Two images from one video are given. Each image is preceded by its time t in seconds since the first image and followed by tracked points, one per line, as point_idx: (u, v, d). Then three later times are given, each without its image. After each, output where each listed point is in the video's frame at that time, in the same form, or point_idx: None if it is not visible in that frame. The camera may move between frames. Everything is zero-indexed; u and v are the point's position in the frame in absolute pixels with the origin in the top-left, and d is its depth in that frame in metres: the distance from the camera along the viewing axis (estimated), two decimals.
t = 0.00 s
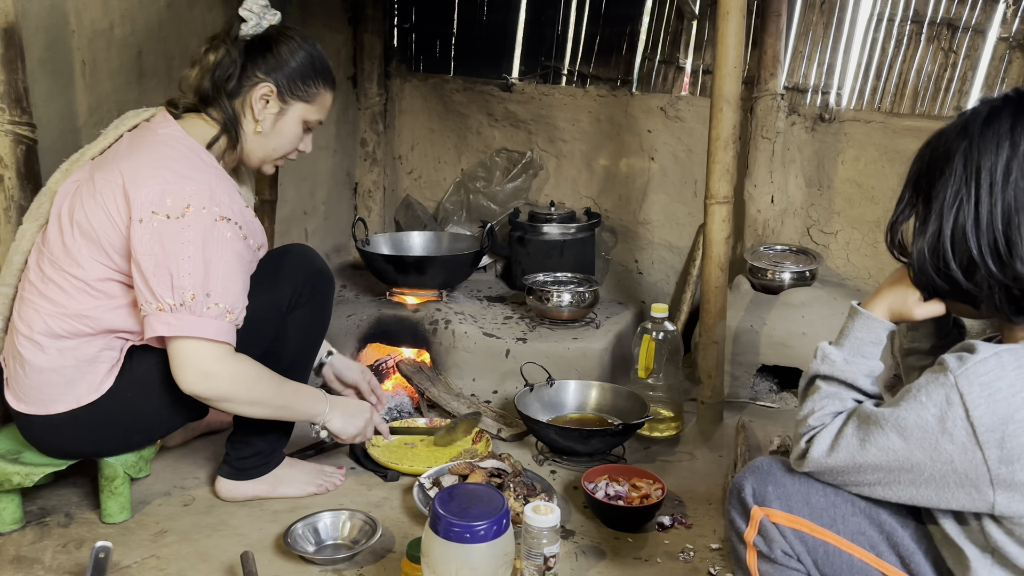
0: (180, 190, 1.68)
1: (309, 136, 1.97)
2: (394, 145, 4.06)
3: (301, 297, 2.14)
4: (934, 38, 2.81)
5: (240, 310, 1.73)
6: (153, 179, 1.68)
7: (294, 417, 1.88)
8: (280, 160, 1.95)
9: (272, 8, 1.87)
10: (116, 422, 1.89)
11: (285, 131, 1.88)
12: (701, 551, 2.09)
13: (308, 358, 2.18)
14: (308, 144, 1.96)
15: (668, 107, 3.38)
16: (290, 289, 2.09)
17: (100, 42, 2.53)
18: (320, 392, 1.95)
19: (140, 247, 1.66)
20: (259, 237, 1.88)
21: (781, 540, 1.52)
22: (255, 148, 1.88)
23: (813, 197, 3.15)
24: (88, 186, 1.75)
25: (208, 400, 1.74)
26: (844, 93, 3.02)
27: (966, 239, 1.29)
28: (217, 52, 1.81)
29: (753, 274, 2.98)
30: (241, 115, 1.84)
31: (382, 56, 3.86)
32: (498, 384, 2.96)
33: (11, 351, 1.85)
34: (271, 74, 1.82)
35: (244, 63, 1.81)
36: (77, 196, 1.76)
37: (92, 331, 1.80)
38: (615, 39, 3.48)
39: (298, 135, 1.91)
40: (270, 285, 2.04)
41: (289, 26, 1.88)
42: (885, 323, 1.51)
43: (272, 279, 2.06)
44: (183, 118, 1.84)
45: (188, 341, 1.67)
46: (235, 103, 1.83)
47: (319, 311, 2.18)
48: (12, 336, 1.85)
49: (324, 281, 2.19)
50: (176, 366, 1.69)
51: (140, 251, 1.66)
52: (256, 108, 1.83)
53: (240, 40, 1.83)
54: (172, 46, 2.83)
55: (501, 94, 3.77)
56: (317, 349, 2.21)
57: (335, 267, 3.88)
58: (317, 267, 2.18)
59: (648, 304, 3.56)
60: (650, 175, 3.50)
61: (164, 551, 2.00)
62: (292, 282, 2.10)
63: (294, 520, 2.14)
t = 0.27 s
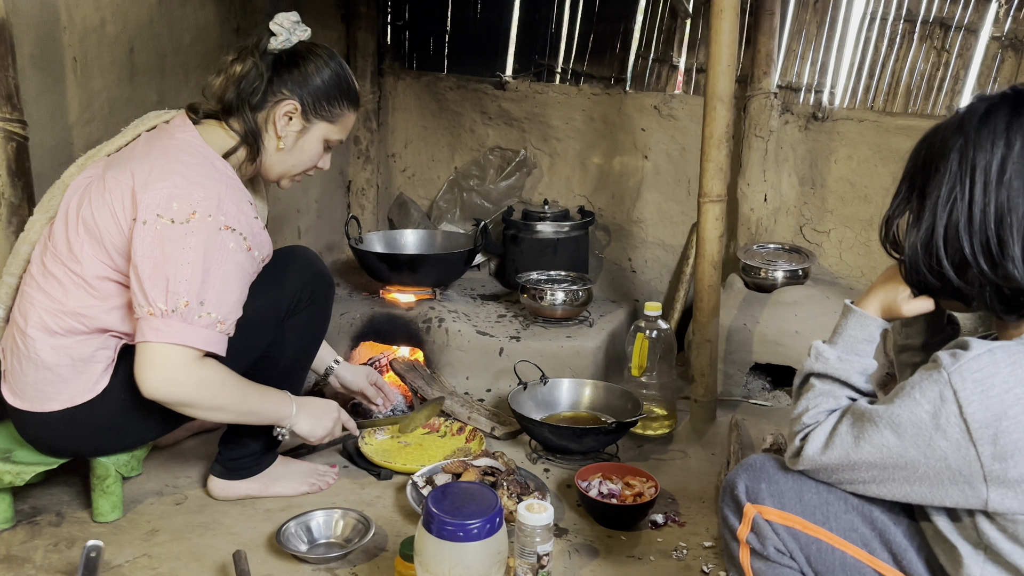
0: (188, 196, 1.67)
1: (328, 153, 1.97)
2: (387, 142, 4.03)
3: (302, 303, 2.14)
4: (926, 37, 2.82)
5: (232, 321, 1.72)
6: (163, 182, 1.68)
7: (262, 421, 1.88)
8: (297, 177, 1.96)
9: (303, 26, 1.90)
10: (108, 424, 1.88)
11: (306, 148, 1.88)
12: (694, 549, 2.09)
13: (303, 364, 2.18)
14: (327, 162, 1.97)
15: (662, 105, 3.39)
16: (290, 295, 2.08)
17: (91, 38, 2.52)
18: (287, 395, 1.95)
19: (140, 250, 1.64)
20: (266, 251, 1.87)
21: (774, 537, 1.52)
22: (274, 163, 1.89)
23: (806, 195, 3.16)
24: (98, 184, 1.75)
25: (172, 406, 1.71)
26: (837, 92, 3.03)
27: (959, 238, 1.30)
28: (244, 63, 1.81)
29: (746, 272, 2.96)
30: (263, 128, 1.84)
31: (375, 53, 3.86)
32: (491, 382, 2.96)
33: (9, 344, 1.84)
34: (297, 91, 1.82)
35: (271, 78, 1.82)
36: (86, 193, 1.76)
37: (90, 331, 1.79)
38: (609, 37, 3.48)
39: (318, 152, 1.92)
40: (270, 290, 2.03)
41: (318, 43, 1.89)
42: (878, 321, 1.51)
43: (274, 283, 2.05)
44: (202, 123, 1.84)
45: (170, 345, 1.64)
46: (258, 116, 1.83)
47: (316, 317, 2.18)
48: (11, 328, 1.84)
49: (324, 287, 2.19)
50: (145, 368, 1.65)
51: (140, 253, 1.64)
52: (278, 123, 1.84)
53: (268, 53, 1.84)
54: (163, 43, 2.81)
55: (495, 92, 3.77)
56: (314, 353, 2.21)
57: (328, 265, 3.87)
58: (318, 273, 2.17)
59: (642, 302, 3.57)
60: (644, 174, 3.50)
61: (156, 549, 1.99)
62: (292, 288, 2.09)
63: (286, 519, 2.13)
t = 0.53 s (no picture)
0: (185, 199, 1.67)
1: (331, 166, 1.96)
2: (383, 142, 4.02)
3: (299, 304, 2.13)
4: (921, 37, 2.83)
5: (219, 326, 1.71)
6: (161, 185, 1.68)
7: (249, 424, 1.88)
8: (298, 188, 1.95)
9: (315, 36, 1.88)
10: (101, 424, 1.88)
11: (307, 160, 1.87)
12: (688, 549, 2.09)
13: (298, 366, 2.17)
14: (330, 174, 1.95)
15: (657, 105, 3.39)
16: (286, 297, 2.08)
17: (85, 36, 2.51)
18: (274, 398, 1.94)
19: (133, 251, 1.64)
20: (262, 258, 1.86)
21: (768, 538, 1.52)
22: (275, 173, 1.87)
23: (801, 195, 3.16)
24: (97, 183, 1.75)
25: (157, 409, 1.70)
26: (832, 92, 3.03)
27: (953, 239, 1.30)
28: (253, 70, 1.81)
29: (741, 272, 2.97)
30: (266, 138, 1.83)
31: (370, 52, 3.85)
32: (486, 382, 2.96)
33: (3, 342, 1.83)
34: (302, 103, 1.81)
35: (277, 87, 1.81)
36: (85, 192, 1.76)
37: (84, 331, 1.78)
38: (604, 36, 3.48)
39: (320, 165, 1.90)
40: (268, 290, 2.03)
41: (329, 54, 1.88)
42: (873, 321, 1.52)
43: (270, 284, 2.05)
44: (205, 127, 1.83)
45: (156, 347, 1.63)
46: (261, 124, 1.82)
47: (312, 320, 2.18)
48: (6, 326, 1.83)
49: (321, 289, 2.20)
50: (130, 369, 1.64)
51: (133, 255, 1.64)
52: (281, 134, 1.83)
53: (278, 62, 1.82)
54: (158, 41, 2.80)
55: (490, 91, 3.76)
56: (309, 355, 2.21)
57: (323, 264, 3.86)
58: (315, 274, 2.18)
59: (637, 301, 3.57)
60: (639, 173, 3.50)
61: (150, 549, 1.99)
62: (289, 290, 2.09)
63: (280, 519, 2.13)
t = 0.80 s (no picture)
0: (183, 204, 1.66)
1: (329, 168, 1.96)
2: (380, 142, 4.03)
3: (296, 304, 2.13)
4: (918, 38, 2.83)
5: (225, 330, 1.72)
6: (158, 189, 1.67)
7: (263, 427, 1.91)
8: (295, 190, 1.95)
9: (315, 38, 1.88)
10: (96, 425, 1.87)
11: (305, 164, 1.87)
12: (685, 550, 2.09)
13: (295, 367, 2.17)
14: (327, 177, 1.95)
15: (654, 105, 3.39)
16: (283, 297, 2.07)
17: (81, 35, 2.50)
18: (284, 400, 1.99)
19: (134, 256, 1.64)
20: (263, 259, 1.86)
21: (765, 537, 1.52)
22: (272, 176, 1.88)
23: (798, 196, 3.16)
24: (93, 186, 1.74)
25: (174, 417, 1.72)
26: (829, 93, 3.03)
27: (957, 237, 1.30)
28: (251, 72, 1.80)
29: (738, 272, 2.97)
30: (264, 140, 1.83)
31: (367, 51, 3.86)
32: (483, 382, 2.96)
33: None
34: (299, 106, 1.81)
35: (276, 89, 1.80)
36: (81, 194, 1.75)
37: (80, 332, 1.78)
38: (601, 36, 3.48)
39: (318, 168, 1.90)
40: (264, 292, 2.03)
41: (328, 57, 1.87)
42: (869, 321, 1.52)
43: (267, 284, 2.04)
44: (201, 127, 1.83)
45: (165, 354, 1.65)
46: (259, 126, 1.82)
47: (310, 320, 2.17)
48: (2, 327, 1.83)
49: (318, 288, 2.19)
50: (144, 377, 1.66)
51: (133, 260, 1.64)
52: (278, 137, 1.82)
53: (277, 64, 1.82)
54: (154, 40, 2.80)
55: (487, 91, 3.76)
56: (307, 354, 2.21)
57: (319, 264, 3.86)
58: (312, 274, 2.17)
59: (634, 302, 3.57)
60: (636, 173, 3.50)
61: (145, 550, 1.98)
62: (286, 290, 2.08)
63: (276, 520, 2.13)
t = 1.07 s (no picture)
0: (185, 204, 1.66)
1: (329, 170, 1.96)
2: (378, 142, 4.03)
3: (296, 305, 2.13)
4: (916, 39, 2.83)
5: (226, 332, 1.72)
6: (159, 190, 1.67)
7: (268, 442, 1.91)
8: (296, 192, 1.95)
9: (316, 40, 1.88)
10: (95, 425, 1.87)
11: (304, 166, 1.87)
12: (684, 550, 2.09)
13: (295, 367, 2.16)
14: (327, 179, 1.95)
15: (653, 106, 3.39)
16: (281, 297, 2.07)
17: (79, 36, 2.50)
18: (292, 416, 1.99)
19: (135, 257, 1.64)
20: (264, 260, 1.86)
21: (764, 538, 1.53)
22: (272, 177, 1.88)
23: (796, 196, 3.17)
24: (94, 186, 1.74)
25: (177, 423, 1.71)
26: (828, 93, 3.04)
27: (959, 238, 1.30)
28: (252, 73, 1.80)
29: (736, 273, 2.97)
30: (264, 142, 1.83)
31: (366, 52, 3.86)
32: (482, 382, 2.96)
33: None
34: (299, 109, 1.81)
35: (276, 91, 1.80)
36: (82, 195, 1.75)
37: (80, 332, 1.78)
38: (600, 37, 3.48)
39: (318, 170, 1.90)
40: (263, 293, 2.03)
41: (329, 59, 1.87)
42: (867, 321, 1.52)
43: (265, 284, 2.04)
44: (202, 129, 1.83)
45: (167, 355, 1.65)
46: (259, 128, 1.82)
47: (310, 320, 2.17)
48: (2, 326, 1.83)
49: (318, 289, 2.19)
50: (148, 378, 1.66)
51: (135, 261, 1.64)
52: (278, 139, 1.82)
53: (277, 65, 1.82)
54: (153, 40, 2.80)
55: (486, 92, 3.76)
56: (307, 355, 2.20)
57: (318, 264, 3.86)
58: (311, 274, 2.16)
59: (633, 302, 3.57)
60: (635, 174, 3.50)
61: (144, 550, 1.98)
62: (285, 290, 2.08)
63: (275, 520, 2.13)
